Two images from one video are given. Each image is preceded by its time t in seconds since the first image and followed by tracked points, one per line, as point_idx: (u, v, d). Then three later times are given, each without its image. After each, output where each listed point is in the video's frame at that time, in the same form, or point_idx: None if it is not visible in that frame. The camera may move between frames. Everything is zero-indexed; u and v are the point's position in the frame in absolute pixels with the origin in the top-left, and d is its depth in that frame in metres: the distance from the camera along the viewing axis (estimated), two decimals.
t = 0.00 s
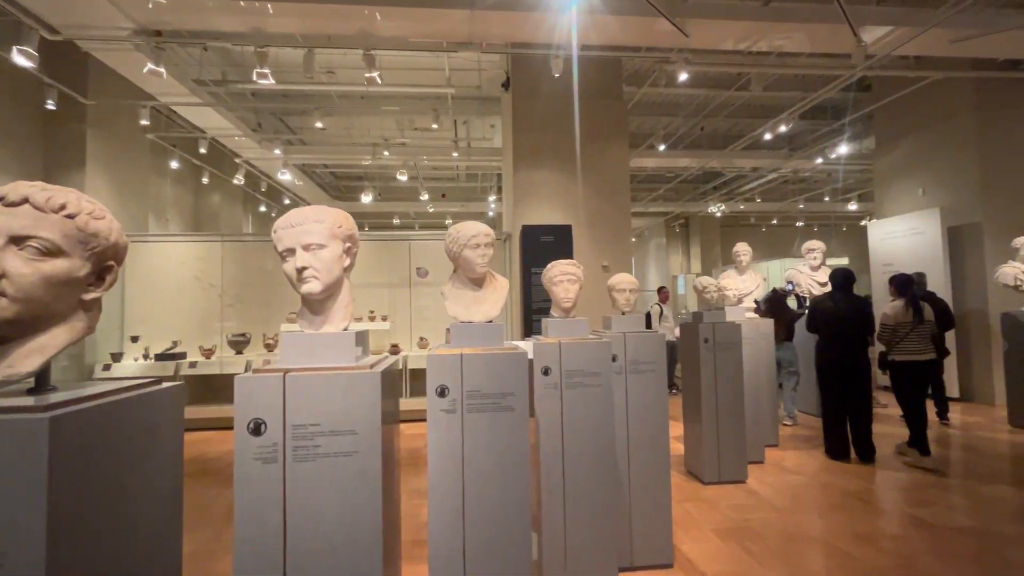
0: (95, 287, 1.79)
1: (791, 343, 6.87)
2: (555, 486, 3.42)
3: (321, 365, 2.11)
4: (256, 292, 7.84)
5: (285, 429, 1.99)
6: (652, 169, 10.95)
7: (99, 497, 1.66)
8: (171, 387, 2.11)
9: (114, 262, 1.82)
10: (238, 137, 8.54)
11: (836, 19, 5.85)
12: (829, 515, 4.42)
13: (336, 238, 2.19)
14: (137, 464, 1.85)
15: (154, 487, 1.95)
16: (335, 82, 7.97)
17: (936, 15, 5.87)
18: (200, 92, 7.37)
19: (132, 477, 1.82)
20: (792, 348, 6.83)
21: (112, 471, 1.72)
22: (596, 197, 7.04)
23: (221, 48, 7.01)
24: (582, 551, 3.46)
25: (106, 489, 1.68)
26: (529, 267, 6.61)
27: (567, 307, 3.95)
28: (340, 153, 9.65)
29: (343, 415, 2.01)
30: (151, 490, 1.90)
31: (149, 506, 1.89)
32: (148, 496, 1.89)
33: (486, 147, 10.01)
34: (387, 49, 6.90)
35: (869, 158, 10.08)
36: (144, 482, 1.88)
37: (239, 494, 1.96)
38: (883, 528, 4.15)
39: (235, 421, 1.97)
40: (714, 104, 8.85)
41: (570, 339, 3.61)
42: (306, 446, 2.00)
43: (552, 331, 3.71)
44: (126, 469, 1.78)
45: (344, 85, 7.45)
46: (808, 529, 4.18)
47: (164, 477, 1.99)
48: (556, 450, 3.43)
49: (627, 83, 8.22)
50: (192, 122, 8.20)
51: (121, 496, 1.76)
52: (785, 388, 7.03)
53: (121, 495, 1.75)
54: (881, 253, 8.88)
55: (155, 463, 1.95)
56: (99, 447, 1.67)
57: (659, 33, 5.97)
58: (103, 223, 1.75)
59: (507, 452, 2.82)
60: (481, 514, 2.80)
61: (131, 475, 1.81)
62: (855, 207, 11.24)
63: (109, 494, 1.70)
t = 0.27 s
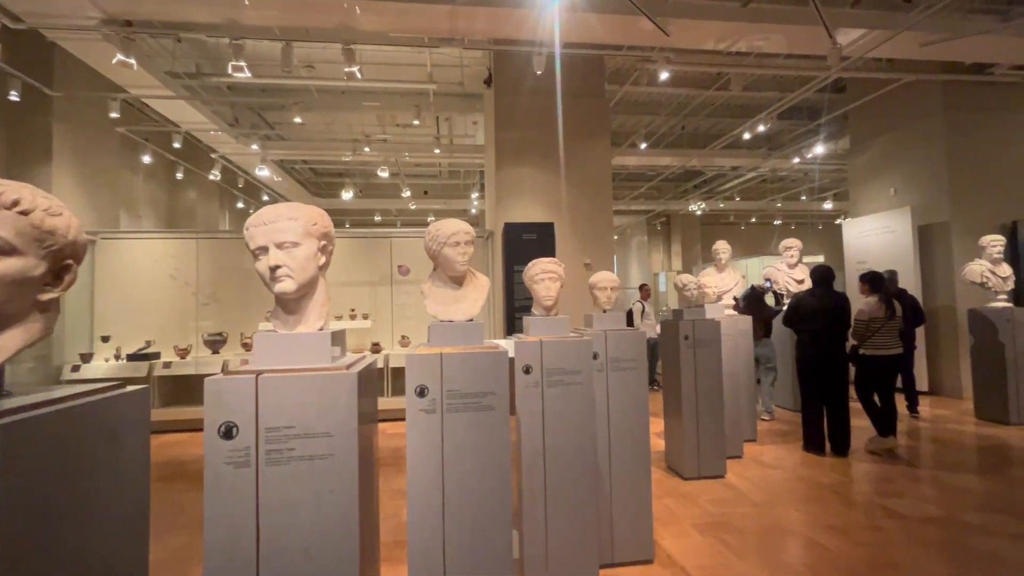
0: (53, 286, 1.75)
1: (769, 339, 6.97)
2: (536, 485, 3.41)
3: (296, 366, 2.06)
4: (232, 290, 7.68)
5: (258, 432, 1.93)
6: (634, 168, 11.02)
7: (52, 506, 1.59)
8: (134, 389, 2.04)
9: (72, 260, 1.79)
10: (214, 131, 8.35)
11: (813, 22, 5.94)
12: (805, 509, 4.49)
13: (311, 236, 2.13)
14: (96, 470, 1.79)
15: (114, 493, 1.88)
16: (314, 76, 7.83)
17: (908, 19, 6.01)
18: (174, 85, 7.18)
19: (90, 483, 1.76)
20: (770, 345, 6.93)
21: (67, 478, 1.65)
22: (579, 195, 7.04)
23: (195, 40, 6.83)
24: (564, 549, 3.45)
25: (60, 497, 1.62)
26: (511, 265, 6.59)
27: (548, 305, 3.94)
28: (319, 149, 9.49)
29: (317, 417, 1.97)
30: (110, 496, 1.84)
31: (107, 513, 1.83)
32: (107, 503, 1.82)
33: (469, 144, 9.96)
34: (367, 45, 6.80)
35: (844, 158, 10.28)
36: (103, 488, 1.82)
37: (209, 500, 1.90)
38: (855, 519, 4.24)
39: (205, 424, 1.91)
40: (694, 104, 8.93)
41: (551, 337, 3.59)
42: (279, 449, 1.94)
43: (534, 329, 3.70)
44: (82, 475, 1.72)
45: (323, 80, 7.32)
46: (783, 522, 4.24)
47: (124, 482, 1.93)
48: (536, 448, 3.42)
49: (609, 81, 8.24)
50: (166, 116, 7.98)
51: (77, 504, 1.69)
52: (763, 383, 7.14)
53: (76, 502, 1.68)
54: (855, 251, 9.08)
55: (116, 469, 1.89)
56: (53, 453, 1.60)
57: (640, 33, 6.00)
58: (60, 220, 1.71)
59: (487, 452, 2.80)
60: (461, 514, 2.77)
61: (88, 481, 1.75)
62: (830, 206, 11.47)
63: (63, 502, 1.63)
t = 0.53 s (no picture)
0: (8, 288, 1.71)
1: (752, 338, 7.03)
2: (520, 487, 3.37)
3: (272, 369, 1.99)
4: (212, 290, 7.51)
5: (232, 438, 1.87)
6: (619, 168, 11.05)
7: (9, 517, 1.51)
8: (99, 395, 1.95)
9: (28, 259, 1.74)
10: (193, 128, 8.16)
11: (795, 25, 5.99)
12: (788, 505, 4.52)
13: (287, 235, 2.07)
14: (58, 479, 1.70)
15: (78, 502, 1.80)
16: (296, 73, 7.69)
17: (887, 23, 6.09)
18: (150, 80, 6.98)
19: (51, 493, 1.68)
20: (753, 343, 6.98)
21: (26, 487, 1.57)
22: (564, 194, 7.02)
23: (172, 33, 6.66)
24: (549, 551, 3.42)
25: (18, 507, 1.54)
26: (497, 265, 6.55)
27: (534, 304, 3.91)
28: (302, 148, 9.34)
29: (294, 422, 1.90)
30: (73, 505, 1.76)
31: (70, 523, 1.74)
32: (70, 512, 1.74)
33: (454, 143, 9.88)
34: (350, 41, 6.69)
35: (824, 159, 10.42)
36: (65, 497, 1.74)
37: (181, 509, 1.83)
38: (836, 515, 4.28)
39: (175, 430, 1.84)
40: (679, 104, 8.97)
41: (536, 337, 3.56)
42: (254, 455, 1.88)
43: (519, 329, 3.66)
44: (43, 485, 1.63)
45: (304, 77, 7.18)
46: (766, 519, 4.27)
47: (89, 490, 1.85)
48: (521, 450, 3.38)
49: (594, 81, 8.24)
50: (142, 111, 7.77)
51: (36, 514, 1.61)
52: (746, 381, 7.19)
53: (35, 513, 1.60)
54: (835, 251, 9.21)
55: (80, 477, 1.81)
56: (10, 461, 1.52)
57: (625, 34, 5.99)
58: (12, 215, 1.68)
59: (471, 454, 2.75)
60: (444, 518, 2.72)
61: (49, 491, 1.66)
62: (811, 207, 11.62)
63: (21, 514, 1.55)
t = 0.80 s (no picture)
0: None
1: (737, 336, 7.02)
2: (506, 491, 3.27)
3: (242, 373, 1.87)
4: (188, 291, 7.29)
5: (198, 448, 1.74)
6: (605, 167, 11.02)
7: None
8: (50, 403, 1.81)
9: None
10: (168, 124, 7.91)
11: (780, 24, 5.98)
12: (774, 503, 4.50)
13: (258, 229, 1.95)
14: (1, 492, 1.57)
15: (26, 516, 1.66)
16: (275, 67, 7.48)
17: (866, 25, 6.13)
18: (123, 73, 6.73)
19: None
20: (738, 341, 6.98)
21: None
22: (550, 192, 6.94)
23: (145, 25, 6.42)
24: (535, 555, 3.34)
25: None
26: (482, 263, 6.44)
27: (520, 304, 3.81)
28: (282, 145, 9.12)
29: (265, 429, 1.79)
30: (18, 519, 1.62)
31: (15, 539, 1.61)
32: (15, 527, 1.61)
33: (438, 141, 9.75)
34: (332, 36, 6.52)
35: (806, 158, 10.51)
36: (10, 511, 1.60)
37: (140, 524, 1.69)
38: (822, 512, 4.27)
39: (135, 439, 1.71)
40: (665, 104, 8.96)
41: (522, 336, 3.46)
42: (221, 465, 1.76)
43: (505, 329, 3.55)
44: None
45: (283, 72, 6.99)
46: (753, 517, 4.24)
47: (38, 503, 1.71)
48: (507, 452, 3.28)
49: (580, 80, 8.17)
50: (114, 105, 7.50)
51: None
52: (731, 379, 7.19)
53: None
54: (817, 249, 9.28)
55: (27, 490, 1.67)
56: None
57: (610, 32, 5.93)
58: None
59: (455, 459, 2.65)
60: (426, 525, 2.62)
61: None
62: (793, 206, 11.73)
63: None
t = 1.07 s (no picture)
0: None
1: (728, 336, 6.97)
2: (496, 499, 3.15)
3: (209, 383, 1.73)
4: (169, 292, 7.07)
5: (159, 466, 1.60)
6: (595, 167, 10.93)
7: None
8: None
9: None
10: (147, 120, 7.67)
11: (770, 24, 5.93)
12: (769, 505, 4.43)
13: (227, 227, 1.81)
14: None
15: None
16: (259, 63, 7.28)
17: (857, 24, 6.08)
18: (99, 68, 6.49)
19: None
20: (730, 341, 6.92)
21: None
22: (540, 192, 6.83)
23: (122, 19, 6.20)
24: (527, 566, 3.21)
25: None
26: (471, 264, 6.31)
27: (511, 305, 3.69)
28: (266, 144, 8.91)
29: (232, 443, 1.65)
30: None
31: None
32: None
33: (426, 140, 9.60)
34: (315, 31, 6.34)
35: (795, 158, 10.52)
36: None
37: (94, 550, 1.54)
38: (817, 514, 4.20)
39: (88, 457, 1.56)
40: (655, 103, 8.89)
41: (512, 339, 3.34)
42: (184, 483, 1.62)
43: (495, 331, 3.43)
44: None
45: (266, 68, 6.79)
46: (747, 520, 4.16)
47: None
48: (497, 460, 3.16)
49: (569, 79, 8.08)
50: (91, 101, 7.25)
51: None
52: (722, 379, 7.14)
53: None
54: (805, 249, 9.27)
55: None
56: None
57: (600, 29, 5.83)
58: None
59: (442, 469, 2.52)
60: (412, 539, 2.48)
61: None
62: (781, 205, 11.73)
63: None
